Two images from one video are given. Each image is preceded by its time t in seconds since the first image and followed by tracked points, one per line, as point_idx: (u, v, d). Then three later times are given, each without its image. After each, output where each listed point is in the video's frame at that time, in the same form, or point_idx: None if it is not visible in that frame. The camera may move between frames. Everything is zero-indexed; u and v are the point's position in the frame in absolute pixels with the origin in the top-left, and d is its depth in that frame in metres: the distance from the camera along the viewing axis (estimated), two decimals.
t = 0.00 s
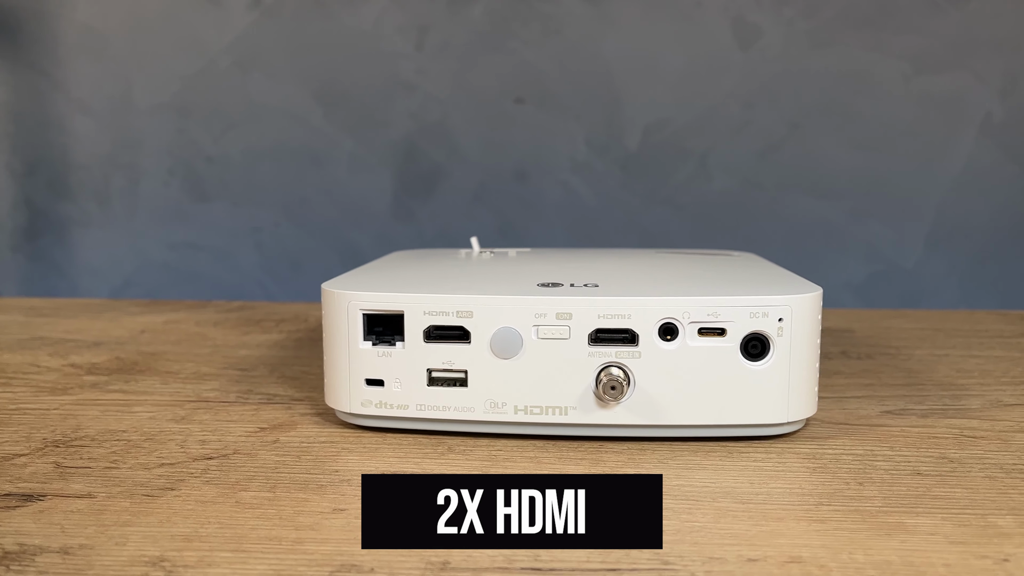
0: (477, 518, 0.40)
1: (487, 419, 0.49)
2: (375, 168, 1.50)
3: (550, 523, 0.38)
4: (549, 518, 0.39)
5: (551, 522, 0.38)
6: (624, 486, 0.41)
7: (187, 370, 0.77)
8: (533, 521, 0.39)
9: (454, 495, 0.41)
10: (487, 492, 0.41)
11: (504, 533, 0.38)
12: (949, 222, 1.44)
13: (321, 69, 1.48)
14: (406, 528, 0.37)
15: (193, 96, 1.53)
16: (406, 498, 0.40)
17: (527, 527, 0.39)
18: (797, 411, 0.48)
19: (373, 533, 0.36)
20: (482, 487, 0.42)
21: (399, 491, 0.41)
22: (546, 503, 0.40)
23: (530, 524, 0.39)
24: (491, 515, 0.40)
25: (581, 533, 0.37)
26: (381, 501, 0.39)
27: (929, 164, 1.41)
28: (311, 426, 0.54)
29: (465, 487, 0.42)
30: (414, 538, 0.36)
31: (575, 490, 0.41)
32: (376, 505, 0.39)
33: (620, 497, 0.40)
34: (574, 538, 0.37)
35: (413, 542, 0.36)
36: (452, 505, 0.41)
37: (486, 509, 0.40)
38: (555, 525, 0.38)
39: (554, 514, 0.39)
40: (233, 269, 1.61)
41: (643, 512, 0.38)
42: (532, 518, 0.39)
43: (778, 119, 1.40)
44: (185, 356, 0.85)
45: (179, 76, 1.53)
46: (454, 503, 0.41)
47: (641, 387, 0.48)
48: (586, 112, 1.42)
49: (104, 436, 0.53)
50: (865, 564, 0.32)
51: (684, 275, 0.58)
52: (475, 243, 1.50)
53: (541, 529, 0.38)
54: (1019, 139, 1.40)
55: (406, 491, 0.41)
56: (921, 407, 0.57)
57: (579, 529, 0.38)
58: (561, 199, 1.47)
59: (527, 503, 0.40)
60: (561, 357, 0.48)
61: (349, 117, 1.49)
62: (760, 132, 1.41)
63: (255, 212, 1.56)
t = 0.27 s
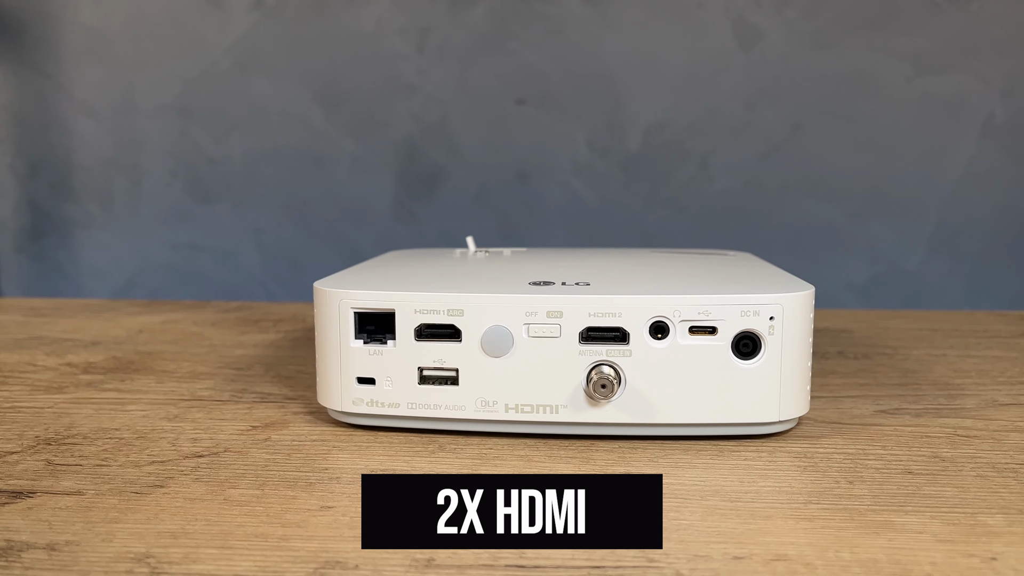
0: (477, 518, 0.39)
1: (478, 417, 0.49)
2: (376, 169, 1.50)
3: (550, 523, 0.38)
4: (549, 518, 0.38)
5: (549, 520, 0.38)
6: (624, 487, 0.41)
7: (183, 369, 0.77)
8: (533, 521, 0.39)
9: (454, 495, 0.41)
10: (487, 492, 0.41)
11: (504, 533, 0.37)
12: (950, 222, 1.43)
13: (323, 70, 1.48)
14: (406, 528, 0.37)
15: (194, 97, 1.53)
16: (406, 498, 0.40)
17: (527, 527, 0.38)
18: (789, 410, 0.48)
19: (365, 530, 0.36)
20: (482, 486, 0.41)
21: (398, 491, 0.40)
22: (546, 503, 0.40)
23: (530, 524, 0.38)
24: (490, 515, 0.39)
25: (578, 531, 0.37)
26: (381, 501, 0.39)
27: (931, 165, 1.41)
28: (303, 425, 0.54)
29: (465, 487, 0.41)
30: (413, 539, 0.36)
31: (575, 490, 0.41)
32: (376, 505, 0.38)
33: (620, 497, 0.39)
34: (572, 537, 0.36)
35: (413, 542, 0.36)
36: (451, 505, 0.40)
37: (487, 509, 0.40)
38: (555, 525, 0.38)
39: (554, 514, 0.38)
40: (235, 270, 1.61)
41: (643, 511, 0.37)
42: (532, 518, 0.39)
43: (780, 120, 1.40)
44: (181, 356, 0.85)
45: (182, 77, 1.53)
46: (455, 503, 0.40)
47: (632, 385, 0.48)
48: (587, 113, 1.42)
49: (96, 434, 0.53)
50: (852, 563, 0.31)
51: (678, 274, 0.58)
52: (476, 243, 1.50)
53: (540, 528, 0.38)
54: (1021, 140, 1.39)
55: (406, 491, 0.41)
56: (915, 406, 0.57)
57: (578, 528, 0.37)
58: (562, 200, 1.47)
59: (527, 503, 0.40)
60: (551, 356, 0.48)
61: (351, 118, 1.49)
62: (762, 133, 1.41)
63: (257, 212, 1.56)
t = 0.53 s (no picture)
0: (477, 518, 0.39)
1: (474, 416, 0.49)
2: (381, 171, 1.50)
3: (550, 523, 0.38)
4: (549, 518, 0.38)
5: (550, 521, 0.38)
6: (624, 487, 0.41)
7: (183, 369, 0.77)
8: (533, 521, 0.38)
9: (454, 495, 0.41)
10: (487, 492, 0.41)
11: (504, 533, 0.37)
12: (955, 223, 1.43)
13: (327, 72, 1.48)
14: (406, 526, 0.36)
15: (199, 99, 1.54)
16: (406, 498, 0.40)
17: (527, 526, 0.38)
18: (786, 410, 0.48)
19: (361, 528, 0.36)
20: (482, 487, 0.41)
21: (399, 490, 0.40)
22: (546, 502, 0.40)
23: (530, 524, 0.38)
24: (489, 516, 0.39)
25: (579, 532, 0.37)
26: (382, 499, 0.39)
27: (936, 166, 1.40)
28: (300, 424, 0.54)
29: (465, 487, 0.41)
30: (413, 538, 0.36)
31: (575, 490, 0.40)
32: (376, 503, 0.38)
33: (620, 497, 0.39)
34: (573, 536, 0.36)
35: (413, 541, 0.35)
36: (452, 505, 0.40)
37: (487, 509, 0.40)
38: (555, 525, 0.37)
39: (554, 514, 0.38)
40: (239, 271, 1.61)
41: (644, 511, 0.37)
42: (532, 518, 0.39)
43: (784, 122, 1.40)
44: (182, 355, 0.85)
45: (187, 79, 1.53)
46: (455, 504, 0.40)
47: (628, 384, 0.47)
48: (591, 114, 1.42)
49: (94, 433, 0.53)
50: (845, 562, 0.31)
51: (677, 274, 0.57)
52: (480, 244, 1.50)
53: (540, 528, 0.38)
54: None
55: (406, 490, 0.41)
56: (915, 407, 0.57)
57: (579, 529, 0.37)
58: (566, 201, 1.46)
59: (527, 503, 0.40)
60: (547, 355, 0.48)
61: (355, 120, 1.49)
62: (766, 135, 1.40)
63: (261, 214, 1.56)
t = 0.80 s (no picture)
0: (476, 518, 0.39)
1: (470, 419, 0.49)
2: (385, 174, 1.51)
3: (550, 523, 0.38)
4: (549, 518, 0.38)
5: (550, 521, 0.38)
6: (625, 486, 0.41)
7: (183, 371, 0.78)
8: (533, 521, 0.38)
9: (454, 495, 0.40)
10: (487, 492, 0.41)
11: (504, 533, 0.37)
12: (960, 225, 1.42)
13: (332, 76, 1.49)
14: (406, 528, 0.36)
15: (204, 102, 1.54)
16: (407, 498, 0.40)
17: (527, 527, 0.38)
18: (783, 413, 0.48)
19: (357, 530, 0.36)
20: (482, 487, 0.41)
21: (399, 491, 0.40)
22: (546, 503, 0.39)
23: (531, 524, 0.38)
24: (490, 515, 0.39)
25: (579, 532, 0.37)
26: (382, 501, 0.39)
27: (941, 169, 1.40)
28: (297, 426, 0.54)
29: (465, 487, 0.41)
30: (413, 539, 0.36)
31: (575, 490, 0.40)
32: (376, 505, 0.38)
33: (620, 497, 0.39)
34: (573, 537, 0.36)
35: (413, 542, 0.35)
36: (452, 505, 0.40)
37: (486, 509, 0.40)
38: (555, 525, 0.37)
39: (555, 514, 0.38)
40: (244, 274, 1.62)
41: (643, 512, 0.37)
42: (532, 518, 0.38)
43: (789, 125, 1.40)
44: (183, 358, 0.85)
45: (192, 83, 1.54)
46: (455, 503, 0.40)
47: (623, 387, 0.47)
48: (595, 117, 1.42)
49: (92, 435, 0.53)
50: (837, 566, 0.31)
51: (677, 277, 0.57)
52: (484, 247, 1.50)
53: (540, 528, 0.37)
54: None
55: (406, 491, 0.41)
56: (913, 410, 0.57)
57: (579, 529, 0.37)
58: (570, 204, 1.46)
59: (527, 503, 0.39)
60: (543, 358, 0.48)
61: (359, 123, 1.49)
62: (770, 138, 1.40)
63: (266, 217, 1.57)
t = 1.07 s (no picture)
0: (476, 518, 0.39)
1: (465, 419, 0.49)
2: (389, 175, 1.51)
3: (550, 523, 0.37)
4: (549, 518, 0.38)
5: (550, 521, 0.37)
6: (626, 487, 0.40)
7: (182, 372, 0.78)
8: (533, 521, 0.38)
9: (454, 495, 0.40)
10: (487, 492, 0.41)
11: (504, 533, 0.37)
12: (964, 226, 1.42)
13: (335, 78, 1.49)
14: (407, 527, 0.36)
15: (209, 104, 1.55)
16: (408, 498, 0.40)
17: (527, 526, 0.38)
18: (779, 414, 0.48)
19: (351, 529, 0.36)
20: (482, 487, 0.41)
21: (400, 490, 0.40)
22: (547, 502, 0.39)
23: (530, 524, 0.38)
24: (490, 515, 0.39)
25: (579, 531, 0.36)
26: (383, 500, 0.39)
27: (945, 170, 1.39)
28: (293, 426, 0.54)
29: (465, 487, 0.41)
30: (415, 539, 0.36)
31: (576, 490, 0.40)
32: (376, 504, 0.38)
33: (620, 498, 0.39)
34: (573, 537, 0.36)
35: (413, 542, 0.35)
36: (451, 504, 0.40)
37: (486, 509, 0.39)
38: (555, 525, 0.37)
39: (555, 514, 0.38)
40: (248, 276, 1.62)
41: (642, 513, 0.37)
42: (532, 518, 0.38)
43: (792, 126, 1.40)
44: (184, 359, 0.86)
45: (198, 85, 1.55)
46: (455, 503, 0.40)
47: (618, 387, 0.47)
48: (598, 119, 1.42)
49: (89, 434, 0.54)
50: (827, 565, 0.31)
51: (675, 278, 0.57)
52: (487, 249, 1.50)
53: (540, 528, 0.37)
54: None
55: (407, 490, 0.40)
56: (911, 411, 0.56)
57: (579, 529, 0.37)
58: (573, 205, 1.46)
59: (526, 503, 0.39)
60: (537, 358, 0.48)
61: (363, 124, 1.50)
62: (774, 140, 1.40)
63: (270, 219, 1.57)
